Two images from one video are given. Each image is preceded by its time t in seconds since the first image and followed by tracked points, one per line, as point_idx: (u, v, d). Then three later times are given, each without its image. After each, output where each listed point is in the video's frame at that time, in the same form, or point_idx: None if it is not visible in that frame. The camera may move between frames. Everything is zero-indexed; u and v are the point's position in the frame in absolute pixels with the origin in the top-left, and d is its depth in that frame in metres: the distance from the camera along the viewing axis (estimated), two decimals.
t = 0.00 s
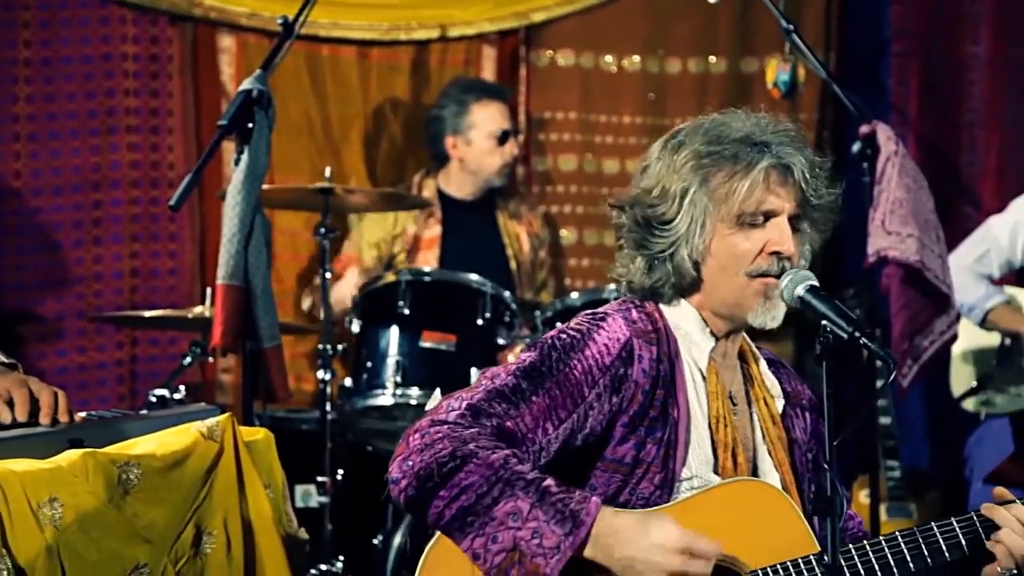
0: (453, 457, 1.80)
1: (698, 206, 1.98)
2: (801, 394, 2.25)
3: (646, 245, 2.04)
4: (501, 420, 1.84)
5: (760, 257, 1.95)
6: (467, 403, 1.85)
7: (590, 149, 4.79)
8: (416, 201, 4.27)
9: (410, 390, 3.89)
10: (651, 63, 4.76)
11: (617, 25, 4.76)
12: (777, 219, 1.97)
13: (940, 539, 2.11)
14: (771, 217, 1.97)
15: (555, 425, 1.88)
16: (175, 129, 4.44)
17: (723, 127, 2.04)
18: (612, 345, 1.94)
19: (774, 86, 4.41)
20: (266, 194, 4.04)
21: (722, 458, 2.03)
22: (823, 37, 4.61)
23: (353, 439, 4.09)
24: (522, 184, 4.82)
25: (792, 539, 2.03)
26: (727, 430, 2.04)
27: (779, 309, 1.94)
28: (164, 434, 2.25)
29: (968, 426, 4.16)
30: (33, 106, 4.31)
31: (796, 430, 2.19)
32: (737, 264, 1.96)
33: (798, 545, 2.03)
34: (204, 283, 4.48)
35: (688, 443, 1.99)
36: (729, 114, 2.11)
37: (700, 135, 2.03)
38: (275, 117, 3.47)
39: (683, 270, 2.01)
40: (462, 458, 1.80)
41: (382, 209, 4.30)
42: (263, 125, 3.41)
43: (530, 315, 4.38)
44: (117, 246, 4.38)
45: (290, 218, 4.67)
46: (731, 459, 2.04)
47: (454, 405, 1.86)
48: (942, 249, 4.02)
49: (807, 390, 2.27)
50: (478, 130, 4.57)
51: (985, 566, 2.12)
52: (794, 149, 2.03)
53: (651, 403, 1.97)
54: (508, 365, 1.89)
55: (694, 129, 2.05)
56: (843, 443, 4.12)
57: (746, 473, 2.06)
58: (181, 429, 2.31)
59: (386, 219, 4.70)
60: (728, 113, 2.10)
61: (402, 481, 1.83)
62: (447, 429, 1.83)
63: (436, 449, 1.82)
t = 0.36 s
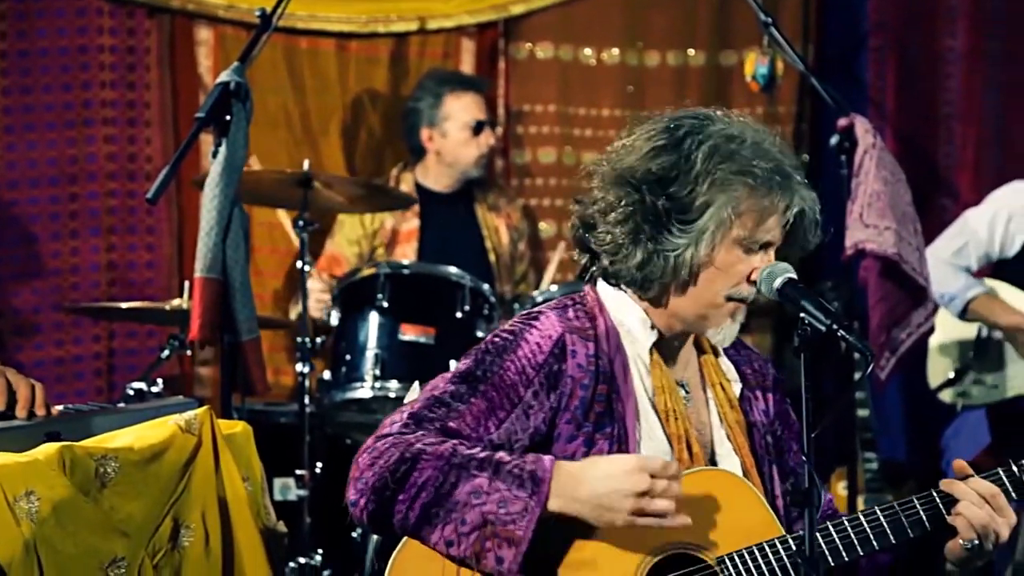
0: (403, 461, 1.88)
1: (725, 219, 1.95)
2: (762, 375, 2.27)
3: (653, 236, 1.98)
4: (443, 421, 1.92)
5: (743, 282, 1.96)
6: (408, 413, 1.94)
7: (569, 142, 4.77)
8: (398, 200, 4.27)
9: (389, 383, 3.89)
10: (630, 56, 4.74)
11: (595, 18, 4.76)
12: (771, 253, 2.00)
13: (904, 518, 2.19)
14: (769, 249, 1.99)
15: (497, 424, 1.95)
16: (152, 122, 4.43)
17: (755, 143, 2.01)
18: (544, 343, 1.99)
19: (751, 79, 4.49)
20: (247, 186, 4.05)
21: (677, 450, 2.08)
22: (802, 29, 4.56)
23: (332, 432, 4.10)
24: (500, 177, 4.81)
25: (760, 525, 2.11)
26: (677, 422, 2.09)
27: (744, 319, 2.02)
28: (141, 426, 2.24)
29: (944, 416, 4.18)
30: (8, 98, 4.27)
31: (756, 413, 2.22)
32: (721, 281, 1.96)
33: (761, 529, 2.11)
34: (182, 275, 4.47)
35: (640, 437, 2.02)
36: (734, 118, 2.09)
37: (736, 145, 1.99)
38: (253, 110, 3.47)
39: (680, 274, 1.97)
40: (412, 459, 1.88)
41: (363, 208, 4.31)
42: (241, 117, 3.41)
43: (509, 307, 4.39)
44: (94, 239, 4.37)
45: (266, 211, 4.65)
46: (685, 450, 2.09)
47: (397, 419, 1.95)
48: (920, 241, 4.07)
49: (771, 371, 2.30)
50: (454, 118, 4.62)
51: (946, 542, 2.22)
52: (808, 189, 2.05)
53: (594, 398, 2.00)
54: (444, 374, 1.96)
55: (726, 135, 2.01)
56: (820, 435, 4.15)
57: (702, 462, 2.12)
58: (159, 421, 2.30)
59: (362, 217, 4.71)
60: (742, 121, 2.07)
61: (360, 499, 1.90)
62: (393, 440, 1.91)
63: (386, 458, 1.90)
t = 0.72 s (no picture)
0: (384, 469, 1.82)
1: (702, 210, 1.95)
2: (736, 374, 2.27)
3: (633, 228, 1.98)
4: (438, 419, 1.85)
5: (722, 273, 1.96)
6: (402, 404, 1.86)
7: (548, 134, 4.76)
8: (375, 188, 4.25)
9: (367, 374, 3.87)
10: (608, 47, 4.73)
11: (574, 9, 4.75)
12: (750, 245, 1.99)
13: (869, 505, 2.10)
14: (748, 241, 1.99)
15: (491, 416, 1.88)
16: (129, 113, 4.41)
17: (737, 134, 2.01)
18: (541, 332, 1.93)
19: (730, 71, 4.54)
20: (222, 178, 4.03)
21: (655, 443, 2.05)
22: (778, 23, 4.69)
23: (309, 424, 4.04)
24: (479, 169, 4.82)
25: (728, 517, 2.05)
26: (661, 415, 2.05)
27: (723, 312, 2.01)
28: (118, 419, 2.23)
29: (920, 408, 4.10)
30: None
31: (734, 409, 2.22)
32: (699, 272, 1.96)
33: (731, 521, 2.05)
34: (159, 267, 4.45)
35: (624, 427, 1.98)
36: (718, 109, 2.08)
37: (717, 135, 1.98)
38: (229, 101, 3.45)
39: (658, 265, 1.97)
40: (392, 469, 1.82)
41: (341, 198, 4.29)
42: (217, 109, 3.39)
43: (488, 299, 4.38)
44: (70, 231, 4.35)
45: (245, 203, 4.63)
46: (663, 445, 2.05)
47: (390, 408, 1.87)
48: (896, 232, 4.08)
49: (743, 370, 2.30)
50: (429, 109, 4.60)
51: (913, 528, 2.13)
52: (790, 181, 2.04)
53: (583, 387, 1.96)
54: (441, 360, 1.89)
55: (708, 125, 2.00)
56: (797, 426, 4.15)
57: (680, 457, 2.08)
58: (136, 414, 2.30)
59: (340, 210, 4.70)
60: (724, 113, 2.07)
61: (337, 487, 1.86)
62: (382, 438, 1.84)
63: (370, 458, 1.84)
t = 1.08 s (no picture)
0: (370, 439, 1.87)
1: (681, 169, 2.10)
2: (727, 368, 2.37)
3: (618, 197, 2.10)
4: (426, 394, 1.91)
5: (708, 235, 2.09)
6: (391, 378, 1.92)
7: (521, 124, 4.74)
8: (349, 178, 4.24)
9: (341, 365, 3.87)
10: (582, 38, 4.72)
11: None
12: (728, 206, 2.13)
13: (857, 509, 2.15)
14: (726, 201, 2.13)
15: (479, 397, 1.95)
16: (100, 103, 4.38)
17: (698, 104, 2.18)
18: (534, 315, 2.02)
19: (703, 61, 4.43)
20: (195, 169, 4.02)
21: (644, 428, 2.13)
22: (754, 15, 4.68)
23: (283, 416, 4.03)
24: (453, 160, 4.81)
25: (713, 510, 2.13)
26: (651, 400, 2.14)
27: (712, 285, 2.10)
28: (90, 410, 2.21)
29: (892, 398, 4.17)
30: None
31: (723, 402, 2.31)
32: (687, 236, 2.08)
33: (713, 516, 2.13)
34: (131, 258, 4.43)
35: (613, 412, 2.08)
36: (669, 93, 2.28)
37: (680, 103, 2.15)
38: (202, 91, 3.43)
39: (648, 226, 2.09)
40: (377, 440, 1.87)
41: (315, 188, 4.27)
42: (190, 99, 3.37)
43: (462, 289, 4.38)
44: (41, 221, 4.33)
45: (217, 194, 4.62)
46: (651, 429, 2.14)
47: (379, 381, 1.93)
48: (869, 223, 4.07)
49: (734, 366, 2.39)
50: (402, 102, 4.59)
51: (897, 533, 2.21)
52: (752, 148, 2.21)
53: (574, 372, 2.05)
54: (432, 338, 1.96)
55: (667, 97, 2.17)
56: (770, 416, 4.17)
57: (667, 445, 2.16)
58: (108, 404, 2.27)
59: (314, 199, 4.69)
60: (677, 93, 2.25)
61: (323, 458, 1.91)
62: (370, 408, 1.90)
63: (356, 428, 1.89)
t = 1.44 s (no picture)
0: (358, 416, 1.88)
1: (671, 162, 2.09)
2: (711, 360, 2.39)
3: (606, 187, 2.10)
4: (407, 380, 1.92)
5: (695, 230, 2.08)
6: (373, 363, 1.93)
7: (500, 114, 4.72)
8: (328, 169, 4.24)
9: (319, 356, 3.87)
10: (560, 28, 4.71)
11: None
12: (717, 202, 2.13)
13: (836, 501, 2.14)
14: (714, 197, 2.12)
15: (459, 387, 1.96)
16: (76, 93, 4.36)
17: (689, 99, 2.18)
18: (517, 308, 2.02)
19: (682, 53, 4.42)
20: (172, 159, 4.00)
21: (627, 421, 2.13)
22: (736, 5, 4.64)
23: (261, 406, 4.08)
24: (432, 151, 4.80)
25: (694, 502, 2.13)
26: (634, 393, 2.15)
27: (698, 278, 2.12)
28: (66, 401, 2.20)
29: (869, 388, 4.19)
30: None
31: (705, 396, 2.32)
32: (674, 230, 2.08)
33: (696, 508, 2.14)
34: (108, 249, 4.43)
35: (595, 408, 2.08)
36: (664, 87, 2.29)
37: (671, 97, 2.16)
38: (178, 79, 3.43)
39: (636, 219, 2.08)
40: (366, 415, 1.87)
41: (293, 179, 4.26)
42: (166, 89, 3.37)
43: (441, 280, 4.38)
44: (17, 212, 4.31)
45: (195, 184, 4.60)
46: (635, 422, 2.14)
47: (360, 366, 1.94)
48: (846, 213, 4.10)
49: (719, 359, 2.41)
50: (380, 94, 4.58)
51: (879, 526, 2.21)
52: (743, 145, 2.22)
53: (557, 365, 2.06)
54: (415, 327, 1.96)
55: (659, 90, 2.18)
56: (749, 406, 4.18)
57: (650, 437, 2.17)
58: (84, 396, 2.26)
59: (292, 189, 4.72)
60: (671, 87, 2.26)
61: (308, 439, 1.91)
62: (355, 389, 1.90)
63: (343, 407, 1.89)
